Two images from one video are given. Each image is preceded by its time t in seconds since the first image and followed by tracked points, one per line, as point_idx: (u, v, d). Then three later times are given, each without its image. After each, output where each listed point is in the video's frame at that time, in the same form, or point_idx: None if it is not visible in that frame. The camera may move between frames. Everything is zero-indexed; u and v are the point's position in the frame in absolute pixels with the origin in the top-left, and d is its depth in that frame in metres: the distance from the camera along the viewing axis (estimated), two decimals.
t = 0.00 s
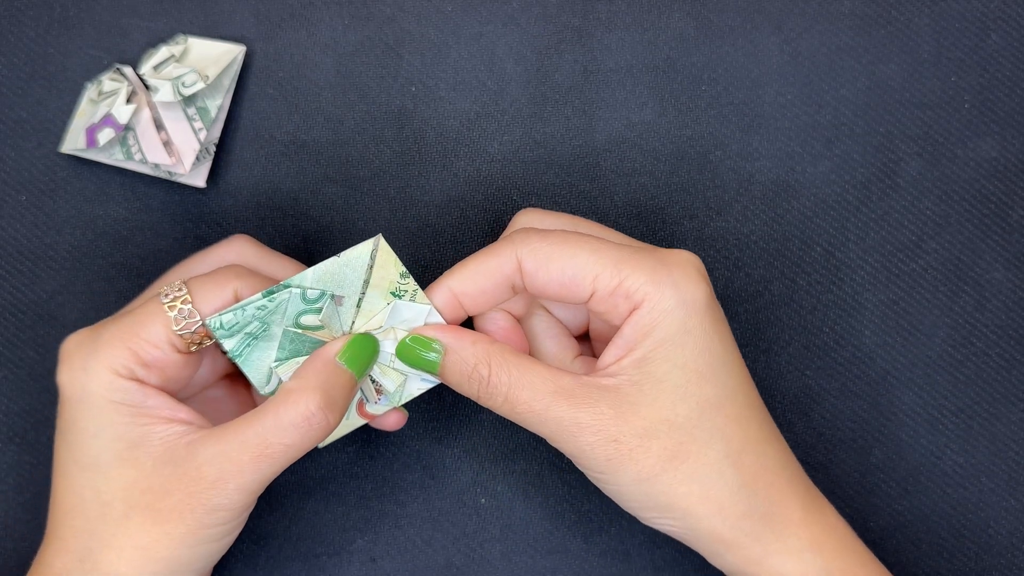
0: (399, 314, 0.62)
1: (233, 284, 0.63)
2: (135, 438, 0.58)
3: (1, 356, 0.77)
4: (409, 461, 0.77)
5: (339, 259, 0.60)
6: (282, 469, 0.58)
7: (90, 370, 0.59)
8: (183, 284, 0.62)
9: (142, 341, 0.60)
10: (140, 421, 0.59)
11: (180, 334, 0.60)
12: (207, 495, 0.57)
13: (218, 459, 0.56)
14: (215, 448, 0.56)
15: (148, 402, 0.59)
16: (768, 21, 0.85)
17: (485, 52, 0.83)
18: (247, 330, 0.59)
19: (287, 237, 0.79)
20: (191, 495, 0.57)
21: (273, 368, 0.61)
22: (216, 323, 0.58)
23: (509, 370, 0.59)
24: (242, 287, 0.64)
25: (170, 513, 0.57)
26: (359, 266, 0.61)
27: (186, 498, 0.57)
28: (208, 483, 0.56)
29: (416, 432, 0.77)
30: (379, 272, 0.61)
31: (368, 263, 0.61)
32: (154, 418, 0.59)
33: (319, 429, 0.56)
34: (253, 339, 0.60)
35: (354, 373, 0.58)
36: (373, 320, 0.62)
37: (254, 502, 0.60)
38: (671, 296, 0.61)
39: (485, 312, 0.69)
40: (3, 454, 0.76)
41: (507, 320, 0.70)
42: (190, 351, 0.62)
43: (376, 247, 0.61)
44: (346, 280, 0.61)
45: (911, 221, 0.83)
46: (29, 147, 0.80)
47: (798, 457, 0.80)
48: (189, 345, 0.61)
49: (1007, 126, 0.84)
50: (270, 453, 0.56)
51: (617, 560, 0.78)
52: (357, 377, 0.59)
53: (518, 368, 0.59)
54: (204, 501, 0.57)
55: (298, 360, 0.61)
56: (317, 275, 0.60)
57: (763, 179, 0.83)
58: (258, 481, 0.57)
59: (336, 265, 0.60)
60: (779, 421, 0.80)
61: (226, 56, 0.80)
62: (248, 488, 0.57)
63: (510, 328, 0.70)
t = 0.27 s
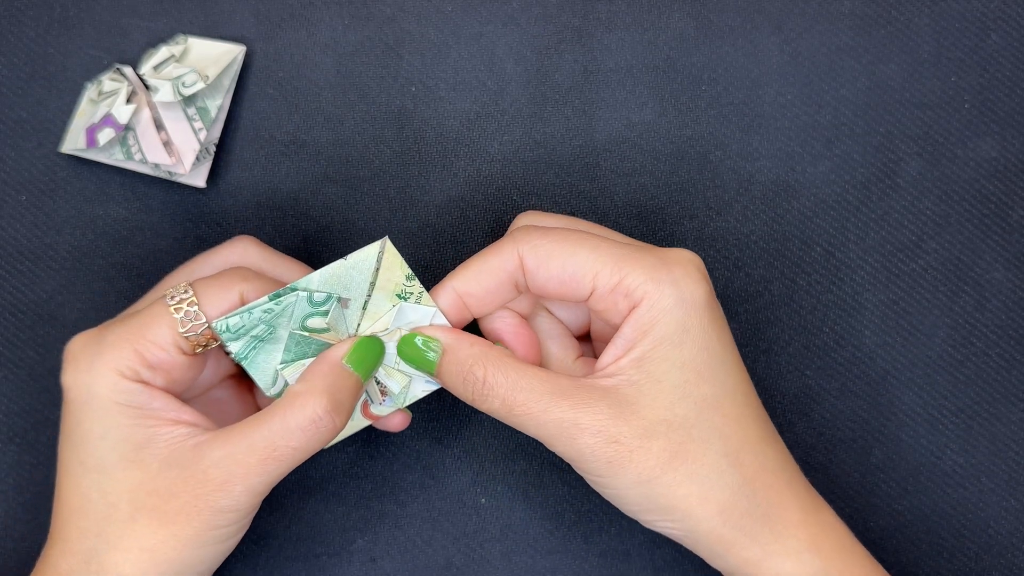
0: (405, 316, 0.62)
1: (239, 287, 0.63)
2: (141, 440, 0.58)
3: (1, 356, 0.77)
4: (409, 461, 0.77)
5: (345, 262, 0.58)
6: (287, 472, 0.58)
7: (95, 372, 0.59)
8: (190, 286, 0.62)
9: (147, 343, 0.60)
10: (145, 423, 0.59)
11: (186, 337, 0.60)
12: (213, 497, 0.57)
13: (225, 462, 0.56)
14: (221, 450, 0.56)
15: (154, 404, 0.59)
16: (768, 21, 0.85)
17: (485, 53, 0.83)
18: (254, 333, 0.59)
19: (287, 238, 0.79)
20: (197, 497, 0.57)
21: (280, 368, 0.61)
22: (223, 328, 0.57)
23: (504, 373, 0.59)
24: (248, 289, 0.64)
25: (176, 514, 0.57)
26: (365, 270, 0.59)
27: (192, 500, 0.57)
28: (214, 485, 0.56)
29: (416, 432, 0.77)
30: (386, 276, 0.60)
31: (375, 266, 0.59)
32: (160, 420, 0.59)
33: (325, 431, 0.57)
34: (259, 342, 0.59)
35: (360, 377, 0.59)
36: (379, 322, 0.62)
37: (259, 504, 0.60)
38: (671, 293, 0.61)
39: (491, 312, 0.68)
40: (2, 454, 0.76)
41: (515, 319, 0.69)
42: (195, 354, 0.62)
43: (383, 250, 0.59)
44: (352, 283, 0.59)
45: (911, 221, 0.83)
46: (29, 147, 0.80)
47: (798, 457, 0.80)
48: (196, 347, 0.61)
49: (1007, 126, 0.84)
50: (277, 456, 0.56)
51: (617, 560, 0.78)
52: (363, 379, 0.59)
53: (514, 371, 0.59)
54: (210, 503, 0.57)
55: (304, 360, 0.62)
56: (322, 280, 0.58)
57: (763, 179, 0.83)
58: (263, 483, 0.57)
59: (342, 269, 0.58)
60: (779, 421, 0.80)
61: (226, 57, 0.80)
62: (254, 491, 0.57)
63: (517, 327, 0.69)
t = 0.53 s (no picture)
0: (415, 323, 0.62)
1: (252, 291, 0.63)
2: (151, 442, 0.58)
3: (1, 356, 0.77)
4: (409, 461, 0.77)
5: (360, 270, 0.58)
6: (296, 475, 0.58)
7: (105, 375, 0.59)
8: (202, 289, 0.62)
9: (157, 346, 0.60)
10: (155, 426, 0.59)
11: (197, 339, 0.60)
12: (223, 500, 0.57)
13: (236, 465, 0.56)
14: (232, 454, 0.56)
15: (164, 406, 0.59)
16: (768, 21, 0.85)
17: (485, 52, 0.83)
18: (266, 337, 0.58)
19: (287, 237, 0.79)
20: (207, 500, 0.57)
21: (290, 371, 0.61)
22: (235, 332, 0.56)
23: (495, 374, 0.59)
24: (261, 294, 0.64)
25: (188, 516, 0.57)
26: (380, 278, 0.59)
27: (202, 503, 0.57)
28: (224, 487, 0.56)
29: (416, 432, 0.77)
30: (399, 284, 0.60)
31: (389, 274, 0.59)
32: (169, 423, 0.59)
33: (335, 434, 0.57)
34: (271, 345, 0.59)
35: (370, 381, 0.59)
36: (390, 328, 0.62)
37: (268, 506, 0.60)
38: (659, 287, 0.62)
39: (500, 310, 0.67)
40: (3, 454, 0.76)
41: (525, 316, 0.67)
42: (205, 356, 0.62)
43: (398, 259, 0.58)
44: (367, 291, 0.59)
45: (911, 221, 0.83)
46: (29, 147, 0.80)
47: (798, 457, 0.80)
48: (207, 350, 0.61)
49: (1007, 126, 0.84)
50: (287, 458, 0.56)
51: (617, 560, 0.78)
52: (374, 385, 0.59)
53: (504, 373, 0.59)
54: (220, 506, 0.57)
55: (315, 364, 0.62)
56: (338, 286, 0.58)
57: (763, 179, 0.83)
58: (272, 487, 0.57)
59: (356, 276, 0.58)
60: (779, 421, 0.80)
61: (226, 57, 0.80)
62: (264, 493, 0.57)
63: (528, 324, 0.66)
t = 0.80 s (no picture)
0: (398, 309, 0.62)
1: (236, 275, 0.64)
2: (128, 424, 0.58)
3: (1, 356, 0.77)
4: (409, 461, 0.77)
5: (339, 245, 0.59)
6: (271, 462, 0.57)
7: (88, 354, 0.60)
8: (188, 273, 0.62)
9: (141, 327, 0.60)
10: (132, 408, 0.59)
11: (180, 320, 0.61)
12: (194, 484, 0.56)
13: (207, 447, 0.56)
14: (205, 436, 0.56)
15: (144, 387, 0.60)
16: (768, 21, 0.85)
17: (485, 53, 0.83)
18: (247, 314, 0.59)
19: (287, 237, 0.79)
20: (178, 483, 0.56)
21: (271, 354, 0.61)
22: (217, 305, 0.58)
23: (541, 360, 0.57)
24: (245, 276, 0.64)
25: (158, 499, 0.56)
26: (360, 254, 0.59)
27: (173, 487, 0.56)
28: (196, 469, 0.56)
29: (416, 432, 0.77)
30: (381, 263, 0.60)
31: (370, 251, 0.60)
32: (147, 405, 0.59)
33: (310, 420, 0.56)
34: (253, 324, 0.60)
35: (347, 364, 0.58)
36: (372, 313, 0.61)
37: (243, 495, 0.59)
38: (683, 275, 0.62)
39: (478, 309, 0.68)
40: (2, 454, 0.76)
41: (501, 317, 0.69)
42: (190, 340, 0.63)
43: (378, 234, 0.59)
44: (347, 268, 0.60)
45: (911, 222, 0.83)
46: (28, 147, 0.80)
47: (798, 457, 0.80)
48: (190, 333, 0.62)
49: (1007, 126, 0.84)
50: (260, 443, 0.55)
51: (617, 560, 0.78)
52: (352, 369, 0.58)
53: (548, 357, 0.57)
54: (191, 491, 0.56)
55: (296, 348, 0.61)
56: (317, 262, 0.59)
57: (763, 179, 0.83)
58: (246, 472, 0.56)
59: (337, 252, 0.59)
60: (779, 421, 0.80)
61: (226, 57, 0.80)
62: (236, 479, 0.56)
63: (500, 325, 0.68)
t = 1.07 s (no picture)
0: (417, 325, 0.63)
1: (255, 287, 0.64)
2: (147, 437, 0.58)
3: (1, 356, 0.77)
4: (409, 462, 0.77)
5: (364, 264, 0.59)
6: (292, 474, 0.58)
7: (104, 365, 0.59)
8: (205, 285, 0.62)
9: (158, 339, 0.60)
10: (151, 420, 0.59)
11: (198, 332, 0.60)
12: (216, 497, 0.57)
13: (229, 460, 0.56)
14: (227, 449, 0.56)
15: (162, 400, 0.59)
16: (768, 21, 0.85)
17: (485, 53, 0.83)
18: (269, 331, 0.59)
19: (287, 237, 0.79)
20: (201, 497, 0.57)
21: (291, 370, 0.61)
22: (239, 323, 0.57)
23: (501, 384, 0.59)
24: (264, 290, 0.64)
25: (181, 512, 0.57)
26: (385, 273, 0.60)
27: (195, 500, 0.57)
28: (218, 484, 0.56)
29: (416, 432, 0.77)
30: (403, 282, 0.61)
31: (393, 270, 0.60)
32: (165, 417, 0.59)
33: (333, 434, 0.57)
34: (273, 341, 0.59)
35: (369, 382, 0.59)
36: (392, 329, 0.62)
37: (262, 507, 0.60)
38: (662, 300, 0.61)
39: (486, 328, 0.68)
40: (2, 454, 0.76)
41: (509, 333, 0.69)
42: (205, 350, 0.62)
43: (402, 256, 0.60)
44: (371, 286, 0.60)
45: (911, 222, 0.83)
46: (28, 147, 0.80)
47: (798, 457, 0.80)
48: (207, 344, 0.61)
49: (1007, 126, 0.84)
50: (283, 458, 0.56)
51: (617, 560, 0.78)
52: (373, 384, 0.59)
53: (508, 382, 0.59)
54: (213, 504, 0.57)
55: (316, 363, 0.61)
56: (342, 279, 0.59)
57: (763, 179, 0.83)
58: (267, 485, 0.57)
59: (361, 271, 0.59)
60: (779, 422, 0.80)
61: (226, 57, 0.80)
62: (258, 493, 0.57)
63: (511, 342, 0.68)
